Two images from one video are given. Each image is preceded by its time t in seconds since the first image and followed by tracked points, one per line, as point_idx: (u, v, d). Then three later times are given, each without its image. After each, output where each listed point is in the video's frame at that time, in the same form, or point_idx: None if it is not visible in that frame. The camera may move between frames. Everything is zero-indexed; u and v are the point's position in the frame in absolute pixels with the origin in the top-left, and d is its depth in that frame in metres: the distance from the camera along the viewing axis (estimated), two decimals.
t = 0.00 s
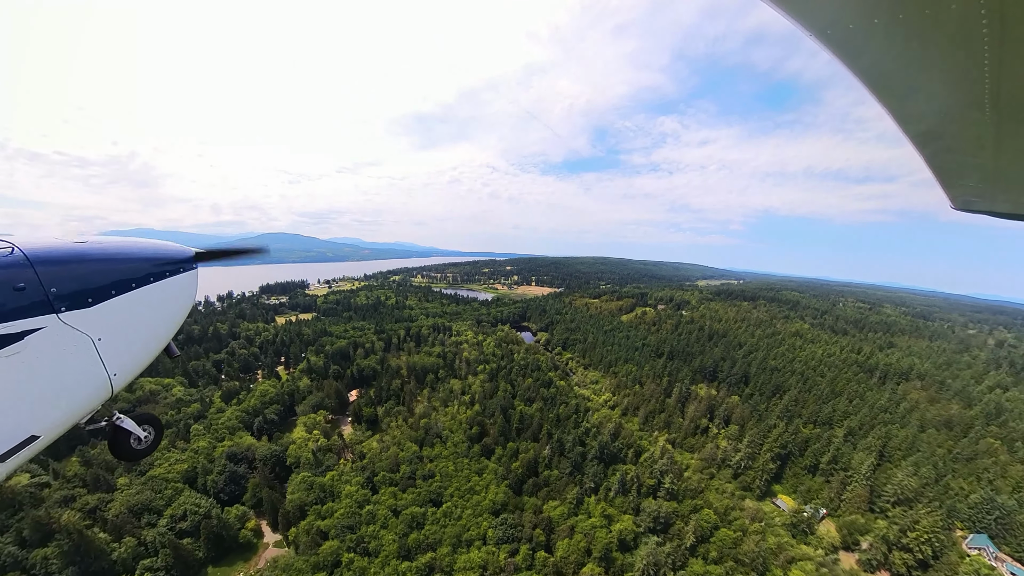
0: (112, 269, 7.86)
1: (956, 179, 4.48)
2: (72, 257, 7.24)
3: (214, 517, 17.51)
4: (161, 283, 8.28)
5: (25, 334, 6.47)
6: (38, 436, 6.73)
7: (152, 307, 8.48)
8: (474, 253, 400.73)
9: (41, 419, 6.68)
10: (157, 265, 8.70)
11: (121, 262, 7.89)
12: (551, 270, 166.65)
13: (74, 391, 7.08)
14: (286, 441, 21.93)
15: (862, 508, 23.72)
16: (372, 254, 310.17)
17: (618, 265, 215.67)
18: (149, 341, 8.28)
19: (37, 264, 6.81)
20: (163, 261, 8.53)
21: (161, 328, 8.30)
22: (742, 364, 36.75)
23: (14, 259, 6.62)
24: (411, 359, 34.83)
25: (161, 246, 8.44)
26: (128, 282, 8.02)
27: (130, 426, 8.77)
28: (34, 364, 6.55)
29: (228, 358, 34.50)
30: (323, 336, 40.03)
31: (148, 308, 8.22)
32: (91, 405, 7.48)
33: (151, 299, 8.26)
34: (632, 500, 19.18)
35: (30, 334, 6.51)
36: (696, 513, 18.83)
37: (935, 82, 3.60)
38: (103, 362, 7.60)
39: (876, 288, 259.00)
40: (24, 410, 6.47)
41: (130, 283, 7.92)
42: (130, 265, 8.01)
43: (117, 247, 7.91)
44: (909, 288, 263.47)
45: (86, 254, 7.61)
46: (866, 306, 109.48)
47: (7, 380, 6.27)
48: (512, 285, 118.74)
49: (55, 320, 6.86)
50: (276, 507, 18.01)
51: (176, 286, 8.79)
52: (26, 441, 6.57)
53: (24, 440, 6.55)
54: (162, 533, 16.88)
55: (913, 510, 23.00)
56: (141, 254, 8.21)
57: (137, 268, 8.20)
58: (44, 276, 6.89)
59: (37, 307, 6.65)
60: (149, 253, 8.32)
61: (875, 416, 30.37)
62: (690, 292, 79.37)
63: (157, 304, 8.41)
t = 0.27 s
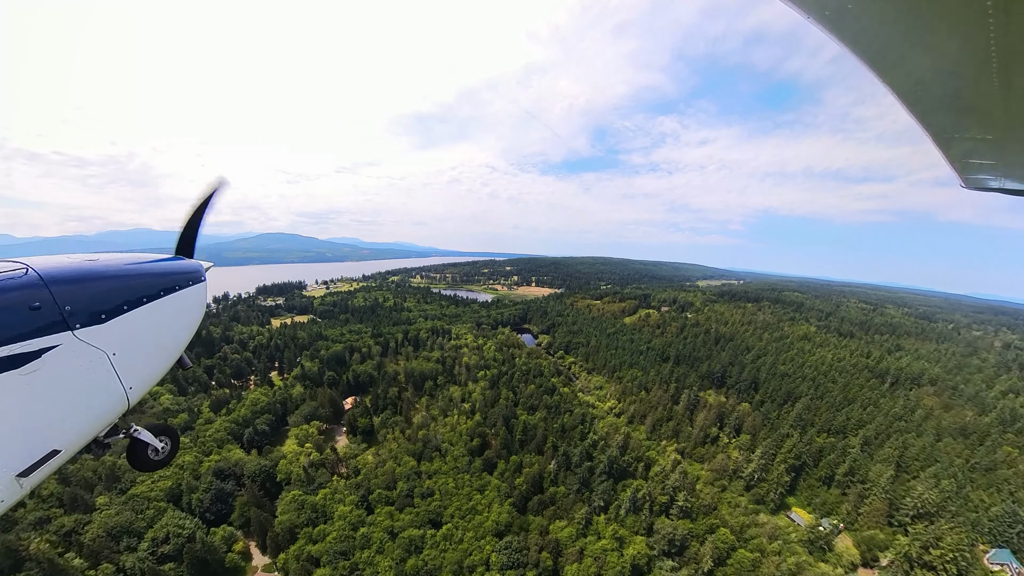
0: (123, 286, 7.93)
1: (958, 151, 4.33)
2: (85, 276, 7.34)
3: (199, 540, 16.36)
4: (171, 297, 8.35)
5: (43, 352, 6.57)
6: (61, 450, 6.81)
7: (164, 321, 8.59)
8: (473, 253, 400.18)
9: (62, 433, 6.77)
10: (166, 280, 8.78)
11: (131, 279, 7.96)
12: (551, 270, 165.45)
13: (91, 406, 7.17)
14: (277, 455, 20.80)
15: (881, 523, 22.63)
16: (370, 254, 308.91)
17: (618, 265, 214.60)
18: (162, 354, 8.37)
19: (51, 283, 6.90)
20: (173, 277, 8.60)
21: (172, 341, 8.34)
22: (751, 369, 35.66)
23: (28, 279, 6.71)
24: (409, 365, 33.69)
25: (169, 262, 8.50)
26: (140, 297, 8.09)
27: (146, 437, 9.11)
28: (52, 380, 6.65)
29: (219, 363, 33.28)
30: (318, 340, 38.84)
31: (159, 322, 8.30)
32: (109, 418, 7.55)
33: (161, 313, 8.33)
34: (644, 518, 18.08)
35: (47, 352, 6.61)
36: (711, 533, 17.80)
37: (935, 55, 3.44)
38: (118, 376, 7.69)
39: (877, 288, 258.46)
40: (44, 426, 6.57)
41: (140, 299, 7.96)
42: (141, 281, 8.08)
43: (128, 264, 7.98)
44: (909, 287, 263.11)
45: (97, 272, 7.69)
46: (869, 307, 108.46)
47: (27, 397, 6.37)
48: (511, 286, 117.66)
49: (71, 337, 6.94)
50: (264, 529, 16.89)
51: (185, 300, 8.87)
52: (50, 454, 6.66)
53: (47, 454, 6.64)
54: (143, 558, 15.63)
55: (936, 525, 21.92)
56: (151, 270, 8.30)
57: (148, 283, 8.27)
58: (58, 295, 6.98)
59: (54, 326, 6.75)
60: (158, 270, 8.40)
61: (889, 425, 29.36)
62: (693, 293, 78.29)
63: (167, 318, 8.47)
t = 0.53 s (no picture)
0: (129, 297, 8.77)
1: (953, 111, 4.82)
2: (95, 290, 8.19)
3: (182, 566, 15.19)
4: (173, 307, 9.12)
5: (57, 366, 7.43)
6: (77, 460, 7.64)
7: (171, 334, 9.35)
8: (472, 253, 398.62)
9: (76, 444, 7.59)
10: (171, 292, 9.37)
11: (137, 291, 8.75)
12: (552, 270, 164.11)
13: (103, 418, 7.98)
14: (268, 470, 19.74)
15: (903, 539, 21.61)
16: (369, 254, 307.15)
17: (618, 265, 213.33)
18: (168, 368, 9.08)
19: (63, 298, 7.72)
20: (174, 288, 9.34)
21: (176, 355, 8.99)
22: (760, 375, 34.60)
23: (43, 294, 7.54)
24: (408, 370, 32.61)
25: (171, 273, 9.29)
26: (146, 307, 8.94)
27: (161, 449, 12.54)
28: (66, 394, 7.48)
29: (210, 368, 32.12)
30: (314, 344, 37.73)
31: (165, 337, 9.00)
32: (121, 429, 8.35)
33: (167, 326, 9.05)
34: (657, 539, 17.06)
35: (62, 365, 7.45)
36: (729, 556, 16.75)
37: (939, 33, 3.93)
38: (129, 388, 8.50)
39: (877, 288, 257.94)
40: (59, 437, 7.35)
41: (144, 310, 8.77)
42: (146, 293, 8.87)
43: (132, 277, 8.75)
44: (909, 287, 262.77)
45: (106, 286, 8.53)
46: (873, 307, 107.40)
47: (46, 410, 7.23)
48: (511, 286, 116.27)
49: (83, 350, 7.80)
50: (251, 552, 15.61)
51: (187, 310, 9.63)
52: (67, 464, 7.49)
53: (65, 464, 7.47)
54: None
55: (961, 541, 20.92)
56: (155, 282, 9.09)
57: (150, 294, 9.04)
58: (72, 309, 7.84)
59: (69, 339, 7.61)
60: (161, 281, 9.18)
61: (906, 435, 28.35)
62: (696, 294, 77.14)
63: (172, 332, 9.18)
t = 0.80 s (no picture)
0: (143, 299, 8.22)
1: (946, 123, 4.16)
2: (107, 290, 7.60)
3: None
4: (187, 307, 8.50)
5: (69, 365, 6.82)
6: (89, 459, 6.96)
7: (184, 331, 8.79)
8: (471, 252, 397.38)
9: (88, 441, 6.92)
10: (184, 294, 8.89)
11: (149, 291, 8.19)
12: (552, 270, 162.97)
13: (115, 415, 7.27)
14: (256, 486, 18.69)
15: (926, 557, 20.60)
16: (368, 254, 305.69)
17: (618, 265, 212.44)
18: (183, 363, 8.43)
19: (76, 300, 7.17)
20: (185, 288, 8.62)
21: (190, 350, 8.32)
22: (770, 381, 33.60)
23: (54, 296, 6.98)
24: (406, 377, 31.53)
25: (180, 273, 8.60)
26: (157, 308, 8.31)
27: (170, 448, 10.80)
28: (80, 392, 6.88)
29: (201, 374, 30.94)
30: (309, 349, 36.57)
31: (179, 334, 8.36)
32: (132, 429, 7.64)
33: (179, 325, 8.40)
34: (672, 563, 15.99)
35: (74, 365, 6.86)
36: None
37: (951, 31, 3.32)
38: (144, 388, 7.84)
39: (877, 288, 257.72)
40: (69, 436, 6.71)
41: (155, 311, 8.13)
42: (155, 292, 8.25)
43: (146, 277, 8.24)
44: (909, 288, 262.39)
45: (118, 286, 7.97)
46: (875, 309, 106.87)
47: (57, 409, 6.60)
48: (511, 287, 115.12)
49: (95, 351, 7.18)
50: None
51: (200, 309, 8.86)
52: (77, 463, 6.81)
53: (75, 464, 6.79)
54: None
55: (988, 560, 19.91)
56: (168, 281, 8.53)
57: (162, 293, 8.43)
58: (83, 311, 7.25)
59: (80, 341, 7.00)
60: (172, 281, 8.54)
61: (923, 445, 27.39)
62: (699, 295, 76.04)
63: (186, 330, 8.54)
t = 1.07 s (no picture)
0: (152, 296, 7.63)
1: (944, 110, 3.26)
2: (114, 286, 7.01)
3: None
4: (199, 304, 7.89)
5: (74, 360, 6.25)
6: (94, 454, 6.46)
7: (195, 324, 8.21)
8: (471, 252, 396.30)
9: (94, 436, 6.41)
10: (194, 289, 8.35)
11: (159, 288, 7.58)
12: (552, 271, 161.91)
13: (122, 409, 6.75)
14: (244, 505, 17.56)
15: None
16: (367, 254, 304.50)
17: (619, 265, 211.45)
18: (192, 356, 7.88)
19: (80, 296, 6.57)
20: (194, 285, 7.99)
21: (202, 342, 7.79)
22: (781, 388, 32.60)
23: (58, 292, 6.40)
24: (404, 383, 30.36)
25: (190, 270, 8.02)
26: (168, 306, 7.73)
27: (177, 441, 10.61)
28: (86, 386, 6.35)
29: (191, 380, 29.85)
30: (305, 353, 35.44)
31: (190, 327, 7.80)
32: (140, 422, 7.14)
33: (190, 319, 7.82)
34: None
35: (79, 360, 6.30)
36: None
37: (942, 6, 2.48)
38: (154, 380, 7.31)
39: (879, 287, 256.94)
40: (75, 430, 6.21)
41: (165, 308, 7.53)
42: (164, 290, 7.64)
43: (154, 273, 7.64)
44: (910, 288, 261.58)
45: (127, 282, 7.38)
46: (879, 309, 106.00)
47: (63, 403, 6.08)
48: (512, 288, 113.96)
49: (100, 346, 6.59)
50: None
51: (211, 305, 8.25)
52: (81, 458, 6.31)
53: (79, 458, 6.29)
54: None
55: None
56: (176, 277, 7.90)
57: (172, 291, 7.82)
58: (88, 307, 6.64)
59: (83, 338, 6.39)
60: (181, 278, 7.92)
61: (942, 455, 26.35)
62: (702, 296, 75.00)
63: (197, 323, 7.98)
